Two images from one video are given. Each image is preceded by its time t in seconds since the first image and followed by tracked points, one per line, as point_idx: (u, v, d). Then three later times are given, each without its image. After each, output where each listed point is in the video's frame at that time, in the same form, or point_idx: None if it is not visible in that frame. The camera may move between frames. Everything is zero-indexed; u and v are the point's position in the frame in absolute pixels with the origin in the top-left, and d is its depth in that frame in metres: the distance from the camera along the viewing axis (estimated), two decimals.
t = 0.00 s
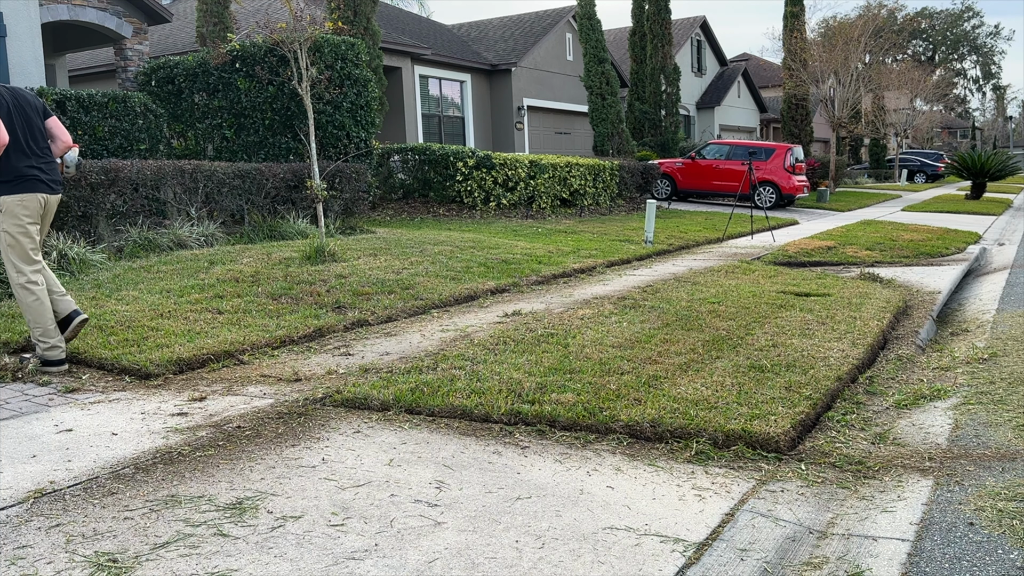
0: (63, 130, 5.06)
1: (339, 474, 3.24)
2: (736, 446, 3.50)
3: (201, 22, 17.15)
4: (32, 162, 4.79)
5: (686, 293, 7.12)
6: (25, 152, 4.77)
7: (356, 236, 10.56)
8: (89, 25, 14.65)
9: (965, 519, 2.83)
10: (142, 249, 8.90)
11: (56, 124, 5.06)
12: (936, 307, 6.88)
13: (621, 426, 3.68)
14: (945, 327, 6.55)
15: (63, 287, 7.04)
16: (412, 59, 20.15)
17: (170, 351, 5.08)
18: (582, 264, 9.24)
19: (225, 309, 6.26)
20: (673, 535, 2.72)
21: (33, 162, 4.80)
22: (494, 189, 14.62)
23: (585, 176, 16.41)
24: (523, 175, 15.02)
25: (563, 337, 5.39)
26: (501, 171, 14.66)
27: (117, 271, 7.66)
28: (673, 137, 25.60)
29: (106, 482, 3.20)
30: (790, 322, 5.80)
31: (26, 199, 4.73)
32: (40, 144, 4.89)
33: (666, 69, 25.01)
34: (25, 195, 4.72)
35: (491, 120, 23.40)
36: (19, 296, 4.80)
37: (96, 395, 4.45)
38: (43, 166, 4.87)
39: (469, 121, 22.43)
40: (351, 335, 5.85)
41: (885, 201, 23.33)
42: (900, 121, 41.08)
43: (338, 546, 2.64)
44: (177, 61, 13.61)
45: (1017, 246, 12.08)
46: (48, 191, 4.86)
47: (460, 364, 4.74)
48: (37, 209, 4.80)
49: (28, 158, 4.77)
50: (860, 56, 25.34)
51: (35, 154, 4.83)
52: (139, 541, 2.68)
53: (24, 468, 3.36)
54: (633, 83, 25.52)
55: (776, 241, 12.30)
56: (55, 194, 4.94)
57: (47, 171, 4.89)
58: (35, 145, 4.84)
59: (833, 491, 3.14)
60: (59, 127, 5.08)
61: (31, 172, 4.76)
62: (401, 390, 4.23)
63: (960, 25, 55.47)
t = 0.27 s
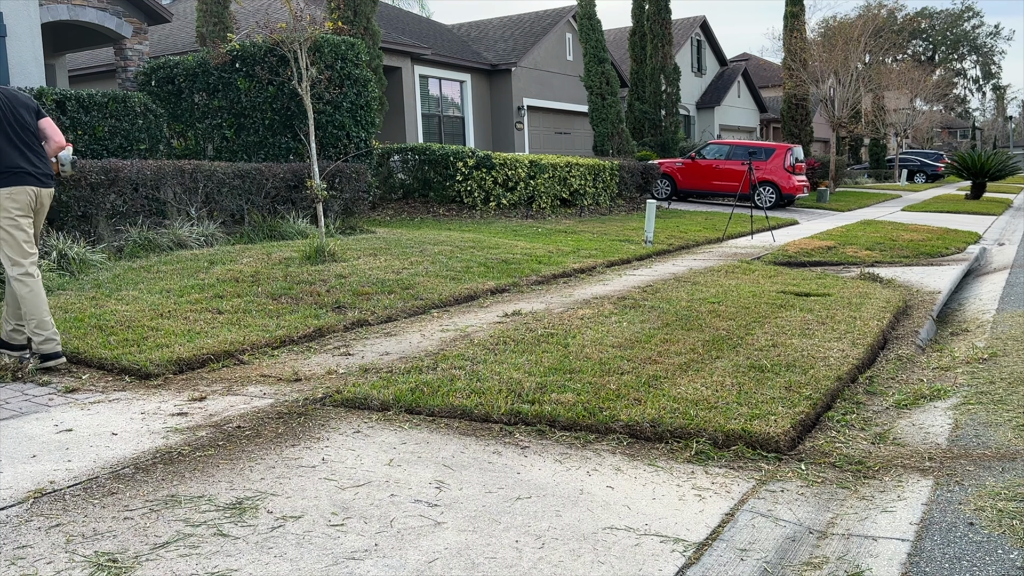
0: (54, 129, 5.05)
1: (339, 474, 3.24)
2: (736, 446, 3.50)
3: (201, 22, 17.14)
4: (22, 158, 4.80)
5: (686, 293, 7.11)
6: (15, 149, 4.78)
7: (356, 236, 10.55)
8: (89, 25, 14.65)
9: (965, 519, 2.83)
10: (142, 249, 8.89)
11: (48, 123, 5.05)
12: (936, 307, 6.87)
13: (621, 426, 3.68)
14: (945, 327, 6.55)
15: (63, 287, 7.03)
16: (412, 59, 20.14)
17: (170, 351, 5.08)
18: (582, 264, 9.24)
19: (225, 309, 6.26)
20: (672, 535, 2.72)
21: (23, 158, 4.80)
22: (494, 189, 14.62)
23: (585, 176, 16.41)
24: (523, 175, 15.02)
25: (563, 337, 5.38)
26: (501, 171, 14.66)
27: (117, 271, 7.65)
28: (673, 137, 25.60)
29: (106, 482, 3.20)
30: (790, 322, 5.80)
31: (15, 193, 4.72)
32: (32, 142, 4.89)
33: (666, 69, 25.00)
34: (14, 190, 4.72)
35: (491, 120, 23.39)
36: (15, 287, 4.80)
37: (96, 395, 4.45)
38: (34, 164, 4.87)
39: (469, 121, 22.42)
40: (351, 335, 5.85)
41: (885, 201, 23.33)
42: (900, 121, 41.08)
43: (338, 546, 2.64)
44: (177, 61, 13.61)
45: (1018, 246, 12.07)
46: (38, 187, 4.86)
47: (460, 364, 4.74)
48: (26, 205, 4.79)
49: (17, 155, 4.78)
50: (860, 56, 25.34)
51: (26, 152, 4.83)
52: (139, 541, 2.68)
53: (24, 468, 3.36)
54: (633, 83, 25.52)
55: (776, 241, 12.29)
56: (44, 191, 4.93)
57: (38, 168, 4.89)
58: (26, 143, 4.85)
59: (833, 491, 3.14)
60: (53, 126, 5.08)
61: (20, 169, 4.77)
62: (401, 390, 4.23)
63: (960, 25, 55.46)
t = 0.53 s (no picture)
0: (99, 121, 4.76)
1: (339, 474, 3.24)
2: (736, 446, 3.50)
3: (201, 22, 17.15)
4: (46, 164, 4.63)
5: (686, 293, 7.11)
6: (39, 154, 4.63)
7: (356, 235, 10.55)
8: (89, 25, 14.65)
9: (965, 519, 2.83)
10: (142, 249, 8.88)
11: (92, 115, 4.79)
12: (936, 307, 6.87)
13: (621, 426, 3.68)
14: (945, 327, 6.54)
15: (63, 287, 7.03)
16: (412, 59, 20.14)
17: (170, 351, 5.08)
18: (582, 264, 9.24)
19: (225, 309, 6.26)
20: (672, 535, 2.72)
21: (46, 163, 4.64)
22: (494, 189, 14.62)
23: (585, 176, 16.40)
24: (523, 175, 15.02)
25: (562, 337, 5.38)
26: (501, 171, 14.66)
27: (117, 271, 7.65)
28: (673, 137, 25.61)
29: (106, 482, 3.20)
30: (790, 322, 5.80)
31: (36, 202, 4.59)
32: (62, 144, 4.71)
33: (666, 69, 25.00)
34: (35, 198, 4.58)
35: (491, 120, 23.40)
36: (37, 300, 4.68)
37: (96, 395, 4.45)
38: (61, 167, 4.69)
39: (469, 121, 22.42)
40: (351, 335, 5.85)
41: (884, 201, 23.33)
42: (900, 121, 41.08)
43: (338, 546, 2.64)
44: (178, 61, 13.61)
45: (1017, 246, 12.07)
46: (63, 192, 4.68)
47: (460, 364, 4.74)
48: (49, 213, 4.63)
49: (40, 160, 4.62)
50: (860, 56, 25.34)
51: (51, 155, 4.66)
52: (138, 541, 2.68)
53: (24, 468, 3.36)
54: (633, 83, 25.52)
55: (775, 241, 12.29)
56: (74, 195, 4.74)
57: (66, 172, 4.71)
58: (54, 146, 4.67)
59: (833, 491, 3.14)
60: (97, 118, 4.80)
61: (42, 175, 4.61)
62: (401, 390, 4.23)
63: (960, 25, 55.45)
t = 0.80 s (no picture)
0: (112, 114, 4.56)
1: (339, 474, 3.24)
2: (736, 446, 3.50)
3: (201, 22, 17.14)
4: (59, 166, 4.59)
5: (686, 293, 7.11)
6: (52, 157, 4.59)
7: (356, 236, 10.56)
8: (89, 25, 14.65)
9: (964, 519, 2.83)
10: (142, 249, 8.88)
11: (106, 107, 4.59)
12: (936, 307, 6.87)
13: (621, 426, 3.68)
14: (945, 327, 6.55)
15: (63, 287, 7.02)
16: (412, 59, 20.14)
17: (170, 351, 5.08)
18: (582, 264, 9.24)
19: (225, 309, 6.26)
20: (673, 535, 2.72)
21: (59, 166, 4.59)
22: (494, 189, 14.62)
23: (585, 176, 16.41)
24: (523, 175, 15.02)
25: (563, 337, 5.38)
26: (501, 171, 14.67)
27: (117, 271, 7.65)
28: (673, 137, 25.61)
29: (106, 482, 3.20)
30: (790, 322, 5.80)
31: (50, 206, 4.56)
32: (77, 144, 4.63)
33: (666, 69, 25.00)
34: (48, 202, 4.56)
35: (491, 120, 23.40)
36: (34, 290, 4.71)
37: (96, 395, 4.45)
38: (76, 168, 4.62)
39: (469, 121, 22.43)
40: (351, 335, 5.85)
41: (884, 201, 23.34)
42: (900, 122, 41.08)
43: (337, 546, 2.64)
44: (178, 61, 13.61)
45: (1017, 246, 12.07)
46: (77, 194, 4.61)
47: (460, 364, 4.74)
48: (65, 216, 4.59)
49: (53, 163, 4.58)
50: (860, 56, 25.34)
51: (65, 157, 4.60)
52: (138, 541, 2.68)
53: (24, 468, 3.36)
54: (633, 83, 25.52)
55: (776, 241, 12.30)
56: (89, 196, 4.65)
57: (82, 172, 4.63)
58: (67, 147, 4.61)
59: (833, 491, 3.14)
60: (111, 110, 4.60)
61: (55, 178, 4.57)
62: (401, 390, 4.23)
63: (960, 25, 55.46)
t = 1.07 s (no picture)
0: (114, 103, 4.58)
1: (339, 474, 3.24)
2: (736, 446, 3.50)
3: (201, 22, 17.14)
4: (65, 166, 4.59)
5: (686, 293, 7.11)
6: (57, 157, 4.59)
7: (356, 235, 10.55)
8: (89, 25, 14.65)
9: (964, 519, 2.83)
10: (142, 249, 8.87)
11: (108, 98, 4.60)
12: (936, 308, 6.87)
13: (621, 426, 3.68)
14: (945, 327, 6.54)
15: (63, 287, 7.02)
16: (412, 59, 20.14)
17: (170, 351, 5.08)
18: (582, 264, 9.24)
19: (225, 309, 6.26)
20: (673, 535, 2.72)
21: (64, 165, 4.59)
22: (494, 189, 14.62)
23: (585, 176, 16.41)
24: (523, 175, 15.02)
25: (563, 337, 5.38)
26: (501, 171, 14.66)
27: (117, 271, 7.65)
28: (673, 137, 25.60)
29: (106, 482, 3.20)
30: (791, 322, 5.80)
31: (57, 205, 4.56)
32: (82, 142, 4.63)
33: (666, 69, 25.00)
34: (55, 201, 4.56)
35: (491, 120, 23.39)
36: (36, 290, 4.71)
37: (96, 395, 4.45)
38: (80, 167, 4.61)
39: (469, 121, 22.42)
40: (351, 335, 5.85)
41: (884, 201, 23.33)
42: (900, 121, 41.07)
43: (337, 546, 2.64)
44: (178, 61, 13.60)
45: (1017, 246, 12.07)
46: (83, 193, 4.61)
47: (460, 364, 4.74)
48: (72, 216, 4.59)
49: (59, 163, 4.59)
50: (860, 56, 25.33)
51: (69, 155, 4.60)
52: (138, 541, 2.68)
53: (24, 468, 3.36)
54: (633, 83, 25.52)
55: (775, 241, 12.29)
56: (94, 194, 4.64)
57: (87, 171, 4.63)
58: (72, 145, 4.60)
59: (833, 491, 3.14)
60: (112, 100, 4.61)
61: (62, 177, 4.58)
62: (401, 390, 4.23)
63: (960, 25, 55.45)
